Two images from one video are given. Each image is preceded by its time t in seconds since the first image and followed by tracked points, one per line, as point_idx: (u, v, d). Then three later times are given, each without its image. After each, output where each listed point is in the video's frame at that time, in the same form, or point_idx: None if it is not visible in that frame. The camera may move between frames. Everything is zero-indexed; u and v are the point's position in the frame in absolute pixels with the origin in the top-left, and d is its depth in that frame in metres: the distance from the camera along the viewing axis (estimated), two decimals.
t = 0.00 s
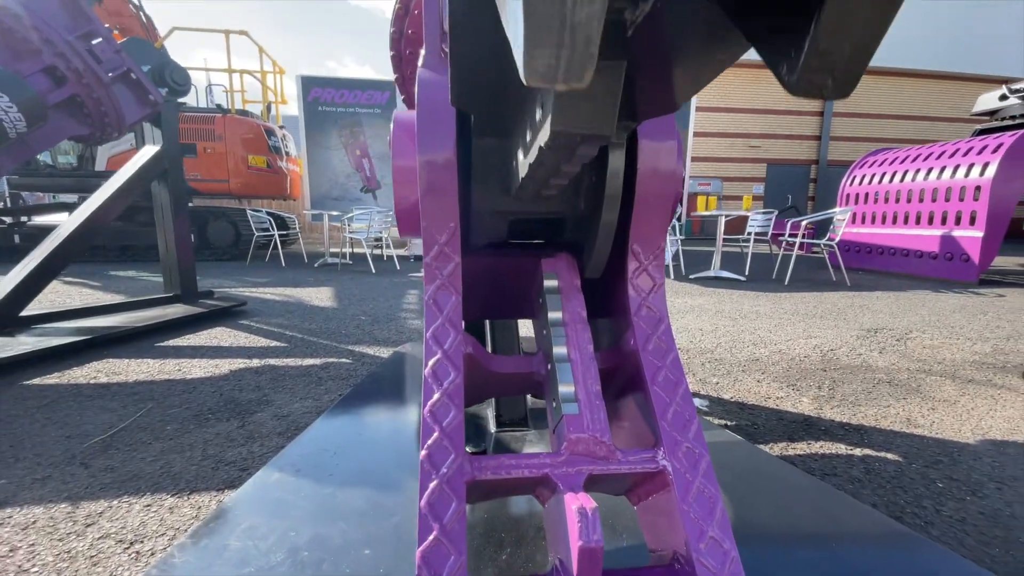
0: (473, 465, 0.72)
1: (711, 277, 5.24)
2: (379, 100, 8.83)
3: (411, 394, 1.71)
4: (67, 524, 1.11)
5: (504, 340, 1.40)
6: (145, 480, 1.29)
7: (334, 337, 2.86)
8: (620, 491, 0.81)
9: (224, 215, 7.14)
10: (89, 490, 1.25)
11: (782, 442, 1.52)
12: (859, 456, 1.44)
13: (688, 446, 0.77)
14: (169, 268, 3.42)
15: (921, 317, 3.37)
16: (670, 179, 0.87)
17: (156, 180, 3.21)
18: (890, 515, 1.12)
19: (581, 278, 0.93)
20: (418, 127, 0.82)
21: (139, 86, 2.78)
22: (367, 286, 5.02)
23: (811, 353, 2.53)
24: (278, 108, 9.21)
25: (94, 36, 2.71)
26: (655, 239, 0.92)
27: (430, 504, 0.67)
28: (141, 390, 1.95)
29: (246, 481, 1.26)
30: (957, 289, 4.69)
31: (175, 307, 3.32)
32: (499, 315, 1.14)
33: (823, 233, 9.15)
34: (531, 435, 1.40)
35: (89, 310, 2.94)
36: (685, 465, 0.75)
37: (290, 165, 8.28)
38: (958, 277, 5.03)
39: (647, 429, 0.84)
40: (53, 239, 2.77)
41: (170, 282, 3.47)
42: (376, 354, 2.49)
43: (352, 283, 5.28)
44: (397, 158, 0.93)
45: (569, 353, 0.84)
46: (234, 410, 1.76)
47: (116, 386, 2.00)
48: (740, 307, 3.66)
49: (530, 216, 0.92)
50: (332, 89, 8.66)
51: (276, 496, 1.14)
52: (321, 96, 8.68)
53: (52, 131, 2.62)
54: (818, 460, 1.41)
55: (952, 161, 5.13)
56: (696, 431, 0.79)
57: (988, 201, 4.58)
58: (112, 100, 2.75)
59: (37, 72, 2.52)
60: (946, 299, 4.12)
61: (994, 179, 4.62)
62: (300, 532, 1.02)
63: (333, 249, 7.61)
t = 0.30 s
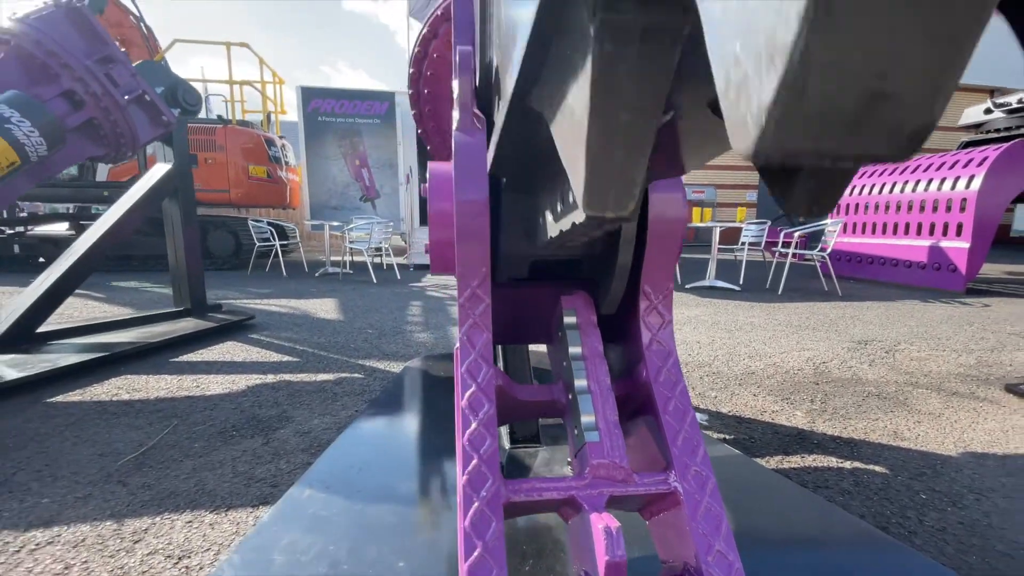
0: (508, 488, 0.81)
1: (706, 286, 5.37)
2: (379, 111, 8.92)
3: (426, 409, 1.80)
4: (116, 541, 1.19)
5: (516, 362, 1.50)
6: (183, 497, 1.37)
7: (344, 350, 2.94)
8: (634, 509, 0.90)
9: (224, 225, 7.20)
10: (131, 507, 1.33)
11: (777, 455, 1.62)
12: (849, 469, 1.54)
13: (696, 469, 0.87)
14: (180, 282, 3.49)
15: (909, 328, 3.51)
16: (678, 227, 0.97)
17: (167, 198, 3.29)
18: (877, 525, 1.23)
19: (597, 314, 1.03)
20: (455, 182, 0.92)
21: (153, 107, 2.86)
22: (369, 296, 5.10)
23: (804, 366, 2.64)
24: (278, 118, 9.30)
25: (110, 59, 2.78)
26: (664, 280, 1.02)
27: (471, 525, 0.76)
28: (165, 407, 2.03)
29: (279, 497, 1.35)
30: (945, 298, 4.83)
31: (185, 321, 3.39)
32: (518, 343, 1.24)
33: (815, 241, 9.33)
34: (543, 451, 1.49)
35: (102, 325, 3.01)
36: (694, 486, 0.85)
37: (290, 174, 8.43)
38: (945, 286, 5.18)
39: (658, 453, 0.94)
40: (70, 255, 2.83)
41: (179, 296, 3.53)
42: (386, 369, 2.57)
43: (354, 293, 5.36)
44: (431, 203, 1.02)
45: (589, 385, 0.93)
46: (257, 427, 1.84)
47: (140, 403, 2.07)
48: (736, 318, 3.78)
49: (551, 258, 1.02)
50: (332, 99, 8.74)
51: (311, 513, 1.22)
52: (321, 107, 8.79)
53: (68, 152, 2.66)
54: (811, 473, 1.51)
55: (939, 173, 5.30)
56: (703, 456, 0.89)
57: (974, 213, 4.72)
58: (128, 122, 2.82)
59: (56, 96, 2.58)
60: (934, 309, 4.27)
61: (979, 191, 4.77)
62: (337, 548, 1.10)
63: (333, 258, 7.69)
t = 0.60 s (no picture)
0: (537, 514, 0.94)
1: (701, 295, 5.51)
2: (376, 120, 9.18)
3: (440, 427, 1.92)
4: (166, 559, 1.29)
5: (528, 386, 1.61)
6: (221, 516, 1.47)
7: (354, 366, 3.04)
8: (644, 529, 1.02)
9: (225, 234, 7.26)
10: (175, 526, 1.43)
11: (770, 470, 1.75)
12: (836, 483, 1.68)
13: (700, 494, 0.99)
14: (190, 297, 3.57)
15: (895, 339, 3.66)
16: (683, 276, 1.10)
17: (179, 216, 3.38)
18: (860, 537, 1.36)
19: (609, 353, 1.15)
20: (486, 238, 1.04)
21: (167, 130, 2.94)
22: (372, 307, 5.20)
23: (795, 379, 2.77)
24: (276, 126, 9.36)
25: (129, 85, 2.88)
26: (669, 322, 1.15)
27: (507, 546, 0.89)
28: (189, 426, 2.12)
29: (311, 516, 1.46)
30: (931, 307, 5.00)
31: (196, 337, 3.47)
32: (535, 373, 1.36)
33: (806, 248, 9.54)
34: (553, 468, 1.60)
35: (117, 342, 3.09)
36: (698, 510, 0.97)
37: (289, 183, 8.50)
38: (931, 295, 5.36)
39: (665, 479, 1.06)
40: (82, 279, 2.92)
41: (189, 311, 3.62)
42: (397, 385, 2.68)
43: (356, 303, 5.45)
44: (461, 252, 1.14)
45: (604, 420, 1.05)
46: (280, 445, 1.94)
47: (165, 422, 2.16)
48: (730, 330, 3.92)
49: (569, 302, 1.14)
50: (330, 109, 8.80)
51: (345, 532, 1.33)
52: (320, 116, 8.83)
53: (86, 176, 2.73)
54: (801, 487, 1.64)
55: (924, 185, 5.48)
56: (705, 482, 1.01)
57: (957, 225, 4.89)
58: (144, 146, 2.89)
59: (76, 123, 2.67)
60: (919, 319, 4.44)
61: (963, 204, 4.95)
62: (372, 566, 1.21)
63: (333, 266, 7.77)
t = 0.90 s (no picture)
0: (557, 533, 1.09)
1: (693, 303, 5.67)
2: (375, 128, 9.17)
3: (451, 442, 2.06)
4: (212, 573, 1.41)
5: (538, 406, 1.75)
6: (257, 530, 1.60)
7: (363, 379, 3.16)
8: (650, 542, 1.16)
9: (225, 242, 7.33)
10: (216, 541, 1.55)
11: (759, 481, 1.91)
12: (819, 493, 1.83)
13: (698, 513, 1.13)
14: (201, 312, 3.66)
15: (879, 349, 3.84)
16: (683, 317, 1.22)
17: (190, 234, 3.49)
18: (840, 545, 1.51)
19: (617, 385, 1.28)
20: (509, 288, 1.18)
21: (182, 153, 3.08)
22: (373, 316, 5.31)
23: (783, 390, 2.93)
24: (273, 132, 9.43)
25: (144, 109, 2.98)
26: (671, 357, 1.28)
27: (534, 563, 1.04)
28: (213, 442, 2.23)
29: (341, 530, 1.59)
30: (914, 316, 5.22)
31: (207, 350, 3.57)
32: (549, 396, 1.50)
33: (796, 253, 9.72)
34: (562, 482, 1.74)
35: (132, 357, 3.19)
36: (697, 528, 1.11)
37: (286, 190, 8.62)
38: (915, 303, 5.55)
39: (667, 498, 1.20)
40: (97, 298, 3.03)
41: (199, 325, 3.71)
42: (408, 399, 2.81)
43: (358, 312, 5.56)
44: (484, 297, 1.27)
45: (613, 447, 1.19)
46: (303, 461, 2.06)
47: (189, 438, 2.28)
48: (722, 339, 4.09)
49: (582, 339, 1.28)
50: (328, 116, 8.85)
51: (376, 546, 1.46)
52: (316, 124, 8.87)
53: (105, 198, 2.82)
54: (787, 498, 1.79)
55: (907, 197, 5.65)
56: (703, 502, 1.15)
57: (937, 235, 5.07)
58: (159, 168, 3.01)
59: (96, 148, 2.76)
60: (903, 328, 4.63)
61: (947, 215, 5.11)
62: None
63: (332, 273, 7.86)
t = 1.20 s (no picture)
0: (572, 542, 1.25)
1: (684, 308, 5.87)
2: (371, 133, 9.24)
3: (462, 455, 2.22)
4: None
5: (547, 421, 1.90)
6: (290, 539, 1.73)
7: (372, 389, 3.30)
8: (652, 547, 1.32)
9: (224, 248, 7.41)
10: (252, 550, 1.68)
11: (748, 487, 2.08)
12: (803, 498, 2.01)
13: (695, 522, 1.29)
14: (210, 324, 3.76)
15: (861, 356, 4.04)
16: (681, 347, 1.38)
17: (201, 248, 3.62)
18: (821, 548, 1.68)
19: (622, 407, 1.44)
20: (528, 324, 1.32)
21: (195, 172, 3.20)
22: (375, 323, 5.43)
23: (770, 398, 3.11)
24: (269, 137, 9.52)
25: (159, 131, 3.07)
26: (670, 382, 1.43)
27: (554, 569, 1.20)
28: (236, 454, 2.36)
29: (368, 538, 1.73)
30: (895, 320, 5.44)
31: (217, 361, 3.68)
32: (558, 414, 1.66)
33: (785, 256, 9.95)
34: (568, 490, 1.89)
35: (147, 370, 3.29)
36: (694, 535, 1.27)
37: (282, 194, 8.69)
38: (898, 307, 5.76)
39: (667, 507, 1.36)
40: (114, 313, 3.13)
41: (209, 337, 3.81)
42: (416, 409, 2.95)
43: (359, 319, 5.67)
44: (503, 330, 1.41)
45: (620, 464, 1.34)
46: (323, 472, 2.19)
47: (212, 450, 2.40)
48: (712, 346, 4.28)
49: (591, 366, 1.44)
50: (325, 122, 8.95)
51: (402, 555, 1.59)
52: (313, 129, 8.96)
53: (123, 217, 2.94)
54: (774, 502, 1.97)
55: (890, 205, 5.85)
56: (699, 512, 1.31)
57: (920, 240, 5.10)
58: (173, 186, 3.13)
59: (115, 170, 2.86)
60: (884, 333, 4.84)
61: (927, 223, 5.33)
62: None
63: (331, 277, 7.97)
